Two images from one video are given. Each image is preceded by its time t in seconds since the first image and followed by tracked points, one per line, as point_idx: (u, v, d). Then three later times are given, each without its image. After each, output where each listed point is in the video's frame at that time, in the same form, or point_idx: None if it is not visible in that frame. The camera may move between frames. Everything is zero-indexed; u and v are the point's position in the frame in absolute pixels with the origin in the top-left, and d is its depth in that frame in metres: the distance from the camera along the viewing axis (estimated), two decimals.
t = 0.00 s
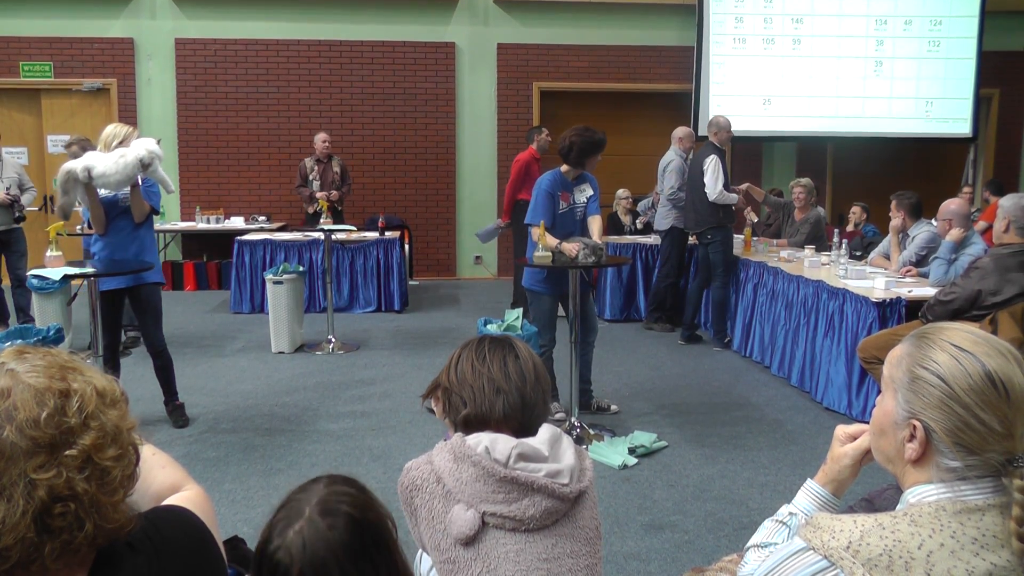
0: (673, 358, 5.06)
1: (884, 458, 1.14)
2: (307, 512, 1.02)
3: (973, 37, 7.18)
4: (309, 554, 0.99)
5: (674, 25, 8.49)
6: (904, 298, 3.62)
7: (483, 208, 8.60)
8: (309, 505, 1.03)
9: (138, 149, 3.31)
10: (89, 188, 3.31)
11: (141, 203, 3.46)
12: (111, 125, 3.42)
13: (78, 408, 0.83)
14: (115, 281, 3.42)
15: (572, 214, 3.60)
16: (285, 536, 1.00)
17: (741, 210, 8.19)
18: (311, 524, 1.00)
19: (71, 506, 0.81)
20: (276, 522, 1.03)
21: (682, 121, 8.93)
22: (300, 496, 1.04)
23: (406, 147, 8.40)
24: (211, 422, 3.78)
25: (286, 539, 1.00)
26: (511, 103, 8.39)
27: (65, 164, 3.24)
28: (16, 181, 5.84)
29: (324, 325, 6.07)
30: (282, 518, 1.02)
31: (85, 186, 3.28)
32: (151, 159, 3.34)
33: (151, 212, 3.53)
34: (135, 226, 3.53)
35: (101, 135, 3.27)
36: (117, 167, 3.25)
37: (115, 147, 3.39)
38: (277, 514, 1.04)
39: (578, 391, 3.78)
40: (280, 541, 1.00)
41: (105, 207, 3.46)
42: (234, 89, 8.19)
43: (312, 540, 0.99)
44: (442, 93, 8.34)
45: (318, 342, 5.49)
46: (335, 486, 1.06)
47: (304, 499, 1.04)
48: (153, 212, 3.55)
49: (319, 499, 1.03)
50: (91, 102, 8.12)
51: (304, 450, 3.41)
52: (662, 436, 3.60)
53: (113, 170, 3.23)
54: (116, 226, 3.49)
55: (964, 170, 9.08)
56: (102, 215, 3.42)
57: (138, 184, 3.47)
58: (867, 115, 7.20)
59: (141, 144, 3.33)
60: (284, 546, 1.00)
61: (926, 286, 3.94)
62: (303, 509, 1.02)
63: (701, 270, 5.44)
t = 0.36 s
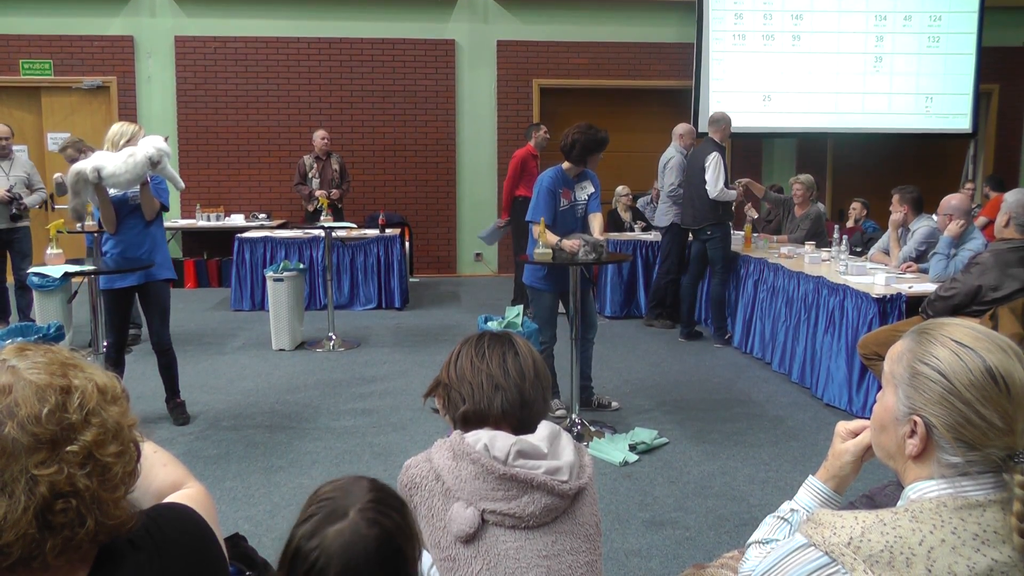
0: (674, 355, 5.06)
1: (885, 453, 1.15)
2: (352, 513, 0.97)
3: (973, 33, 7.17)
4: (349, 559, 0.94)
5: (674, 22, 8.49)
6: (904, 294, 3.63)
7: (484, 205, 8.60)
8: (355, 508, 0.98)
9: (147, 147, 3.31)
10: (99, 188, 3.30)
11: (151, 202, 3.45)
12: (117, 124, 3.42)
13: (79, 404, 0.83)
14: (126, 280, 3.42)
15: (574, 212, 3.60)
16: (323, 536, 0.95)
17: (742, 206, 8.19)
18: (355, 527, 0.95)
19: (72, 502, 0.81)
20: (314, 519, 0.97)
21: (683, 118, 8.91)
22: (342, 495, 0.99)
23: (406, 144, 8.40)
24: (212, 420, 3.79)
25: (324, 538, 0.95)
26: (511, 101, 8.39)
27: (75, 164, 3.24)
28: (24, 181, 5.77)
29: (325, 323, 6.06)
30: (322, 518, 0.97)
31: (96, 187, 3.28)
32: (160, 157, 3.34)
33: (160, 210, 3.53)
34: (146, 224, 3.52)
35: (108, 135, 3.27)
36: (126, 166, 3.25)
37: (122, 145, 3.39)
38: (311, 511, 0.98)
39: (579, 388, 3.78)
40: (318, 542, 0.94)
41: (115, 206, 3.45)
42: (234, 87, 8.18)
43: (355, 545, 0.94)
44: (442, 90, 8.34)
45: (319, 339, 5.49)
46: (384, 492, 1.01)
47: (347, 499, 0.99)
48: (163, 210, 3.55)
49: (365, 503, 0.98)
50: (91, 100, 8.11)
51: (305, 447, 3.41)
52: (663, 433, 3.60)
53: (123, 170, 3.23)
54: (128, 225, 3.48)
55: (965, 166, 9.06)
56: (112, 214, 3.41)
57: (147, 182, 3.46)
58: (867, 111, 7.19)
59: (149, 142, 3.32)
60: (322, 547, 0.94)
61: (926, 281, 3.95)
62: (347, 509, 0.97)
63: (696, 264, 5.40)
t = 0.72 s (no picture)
0: (675, 353, 5.05)
1: (887, 451, 1.14)
2: (399, 495, 0.96)
3: (974, 30, 7.16)
4: (420, 532, 0.94)
5: (675, 20, 8.48)
6: (906, 291, 3.62)
7: (486, 203, 8.59)
8: (399, 491, 0.96)
9: (153, 144, 3.32)
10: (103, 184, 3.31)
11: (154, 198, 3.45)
12: (118, 121, 3.42)
13: (81, 403, 0.83)
14: (129, 276, 3.42)
15: (575, 209, 3.60)
16: (386, 517, 0.93)
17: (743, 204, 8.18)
18: (410, 506, 0.95)
19: (74, 501, 0.81)
20: (359, 506, 0.93)
21: (684, 115, 8.90)
22: (380, 485, 0.97)
23: (408, 142, 8.39)
24: (214, 417, 3.79)
25: (386, 519, 0.93)
26: (513, 98, 8.38)
27: (80, 160, 3.24)
28: (35, 179, 5.75)
29: (326, 320, 6.06)
30: (369, 504, 0.94)
31: (101, 182, 3.28)
32: (165, 153, 3.36)
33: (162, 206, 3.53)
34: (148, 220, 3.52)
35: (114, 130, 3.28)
36: (133, 161, 3.26)
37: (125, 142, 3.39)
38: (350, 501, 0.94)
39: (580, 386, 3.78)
40: (381, 526, 0.92)
41: (118, 202, 3.44)
42: (236, 84, 8.18)
43: (417, 520, 0.94)
44: (444, 88, 8.33)
45: (321, 337, 5.49)
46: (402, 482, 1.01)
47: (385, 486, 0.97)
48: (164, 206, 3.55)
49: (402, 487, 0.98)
50: (93, 97, 8.11)
51: (307, 445, 3.41)
52: (665, 431, 3.60)
53: (129, 165, 3.24)
54: (130, 221, 3.47)
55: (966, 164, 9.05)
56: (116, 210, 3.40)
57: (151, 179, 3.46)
58: (868, 109, 7.19)
59: (155, 139, 3.34)
60: (389, 529, 0.92)
61: (928, 278, 3.95)
62: (392, 493, 0.96)
63: (696, 262, 5.39)
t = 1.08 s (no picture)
0: (677, 351, 5.06)
1: (889, 450, 1.14)
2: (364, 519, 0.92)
3: (976, 29, 7.15)
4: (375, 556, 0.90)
5: (677, 19, 8.47)
6: (908, 290, 3.61)
7: (487, 202, 8.60)
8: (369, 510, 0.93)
9: (149, 142, 3.33)
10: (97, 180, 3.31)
11: (146, 197, 3.46)
12: (111, 117, 3.39)
13: (85, 400, 0.83)
14: (121, 273, 3.43)
15: (577, 208, 3.59)
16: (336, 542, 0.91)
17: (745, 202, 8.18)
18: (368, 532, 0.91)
19: (78, 498, 0.81)
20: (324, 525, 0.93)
21: (686, 114, 8.89)
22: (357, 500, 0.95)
23: (409, 140, 8.39)
24: (216, 415, 3.79)
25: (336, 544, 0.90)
26: (515, 97, 8.37)
27: (75, 155, 3.25)
28: (38, 176, 5.75)
29: (328, 318, 6.07)
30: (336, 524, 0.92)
31: (95, 178, 3.28)
32: (160, 152, 3.37)
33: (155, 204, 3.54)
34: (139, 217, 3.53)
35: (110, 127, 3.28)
36: (129, 159, 3.26)
37: (118, 139, 3.38)
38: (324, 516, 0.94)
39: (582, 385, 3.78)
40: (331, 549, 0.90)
41: (109, 199, 3.44)
42: (238, 82, 8.18)
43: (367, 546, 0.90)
44: (446, 86, 8.33)
45: (323, 335, 5.49)
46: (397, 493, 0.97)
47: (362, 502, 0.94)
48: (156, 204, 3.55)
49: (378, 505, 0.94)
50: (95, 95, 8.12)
51: (309, 442, 3.41)
52: (666, 430, 3.60)
53: (125, 163, 3.24)
54: (121, 217, 3.48)
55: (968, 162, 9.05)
56: (107, 206, 3.41)
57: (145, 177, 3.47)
58: (870, 108, 7.18)
59: (150, 137, 3.35)
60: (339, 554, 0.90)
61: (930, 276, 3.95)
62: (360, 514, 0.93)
63: (697, 262, 5.39)
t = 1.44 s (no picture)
0: (677, 351, 5.06)
1: (889, 449, 1.14)
2: (323, 525, 1.08)
3: (976, 29, 7.16)
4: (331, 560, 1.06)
5: (677, 19, 8.47)
6: (907, 289, 3.61)
7: (487, 201, 8.60)
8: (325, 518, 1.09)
9: (138, 144, 3.32)
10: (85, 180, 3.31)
11: (134, 197, 3.46)
12: (100, 117, 3.39)
13: (86, 400, 0.83)
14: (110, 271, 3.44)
15: (576, 208, 3.59)
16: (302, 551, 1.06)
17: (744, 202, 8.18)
18: (328, 538, 1.07)
19: (78, 498, 0.81)
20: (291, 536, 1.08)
21: (686, 114, 8.89)
22: (314, 508, 1.11)
23: (410, 140, 8.39)
24: (216, 414, 3.79)
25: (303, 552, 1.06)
26: (515, 97, 8.37)
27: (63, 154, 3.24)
28: (32, 173, 5.77)
29: (329, 318, 6.07)
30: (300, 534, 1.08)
31: (83, 178, 3.28)
32: (150, 155, 3.36)
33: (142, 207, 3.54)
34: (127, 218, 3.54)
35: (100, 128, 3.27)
36: (118, 160, 3.26)
37: (107, 139, 3.37)
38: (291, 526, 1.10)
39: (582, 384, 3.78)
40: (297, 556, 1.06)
41: (97, 199, 3.45)
42: (238, 81, 8.18)
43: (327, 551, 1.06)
44: (447, 86, 8.32)
45: (322, 334, 5.49)
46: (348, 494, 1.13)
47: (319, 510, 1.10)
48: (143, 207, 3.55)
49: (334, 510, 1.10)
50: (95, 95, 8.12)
51: (309, 442, 3.41)
52: (667, 429, 3.60)
53: (114, 165, 3.24)
54: (107, 217, 3.49)
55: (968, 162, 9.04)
56: (94, 206, 3.42)
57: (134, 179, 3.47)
58: (870, 107, 7.17)
59: (140, 139, 3.34)
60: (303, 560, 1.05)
61: (929, 276, 3.95)
62: (318, 522, 1.09)
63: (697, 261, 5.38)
